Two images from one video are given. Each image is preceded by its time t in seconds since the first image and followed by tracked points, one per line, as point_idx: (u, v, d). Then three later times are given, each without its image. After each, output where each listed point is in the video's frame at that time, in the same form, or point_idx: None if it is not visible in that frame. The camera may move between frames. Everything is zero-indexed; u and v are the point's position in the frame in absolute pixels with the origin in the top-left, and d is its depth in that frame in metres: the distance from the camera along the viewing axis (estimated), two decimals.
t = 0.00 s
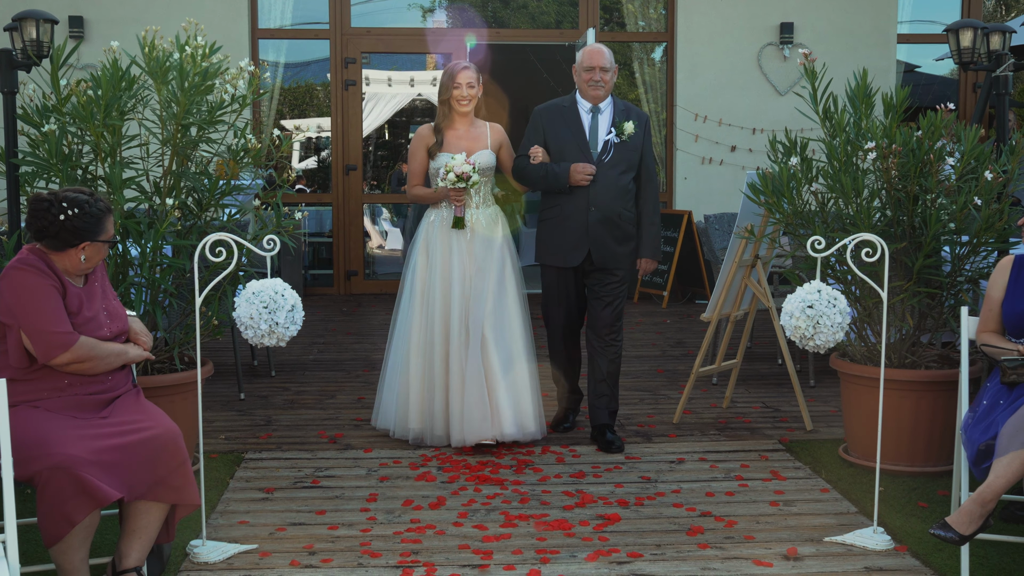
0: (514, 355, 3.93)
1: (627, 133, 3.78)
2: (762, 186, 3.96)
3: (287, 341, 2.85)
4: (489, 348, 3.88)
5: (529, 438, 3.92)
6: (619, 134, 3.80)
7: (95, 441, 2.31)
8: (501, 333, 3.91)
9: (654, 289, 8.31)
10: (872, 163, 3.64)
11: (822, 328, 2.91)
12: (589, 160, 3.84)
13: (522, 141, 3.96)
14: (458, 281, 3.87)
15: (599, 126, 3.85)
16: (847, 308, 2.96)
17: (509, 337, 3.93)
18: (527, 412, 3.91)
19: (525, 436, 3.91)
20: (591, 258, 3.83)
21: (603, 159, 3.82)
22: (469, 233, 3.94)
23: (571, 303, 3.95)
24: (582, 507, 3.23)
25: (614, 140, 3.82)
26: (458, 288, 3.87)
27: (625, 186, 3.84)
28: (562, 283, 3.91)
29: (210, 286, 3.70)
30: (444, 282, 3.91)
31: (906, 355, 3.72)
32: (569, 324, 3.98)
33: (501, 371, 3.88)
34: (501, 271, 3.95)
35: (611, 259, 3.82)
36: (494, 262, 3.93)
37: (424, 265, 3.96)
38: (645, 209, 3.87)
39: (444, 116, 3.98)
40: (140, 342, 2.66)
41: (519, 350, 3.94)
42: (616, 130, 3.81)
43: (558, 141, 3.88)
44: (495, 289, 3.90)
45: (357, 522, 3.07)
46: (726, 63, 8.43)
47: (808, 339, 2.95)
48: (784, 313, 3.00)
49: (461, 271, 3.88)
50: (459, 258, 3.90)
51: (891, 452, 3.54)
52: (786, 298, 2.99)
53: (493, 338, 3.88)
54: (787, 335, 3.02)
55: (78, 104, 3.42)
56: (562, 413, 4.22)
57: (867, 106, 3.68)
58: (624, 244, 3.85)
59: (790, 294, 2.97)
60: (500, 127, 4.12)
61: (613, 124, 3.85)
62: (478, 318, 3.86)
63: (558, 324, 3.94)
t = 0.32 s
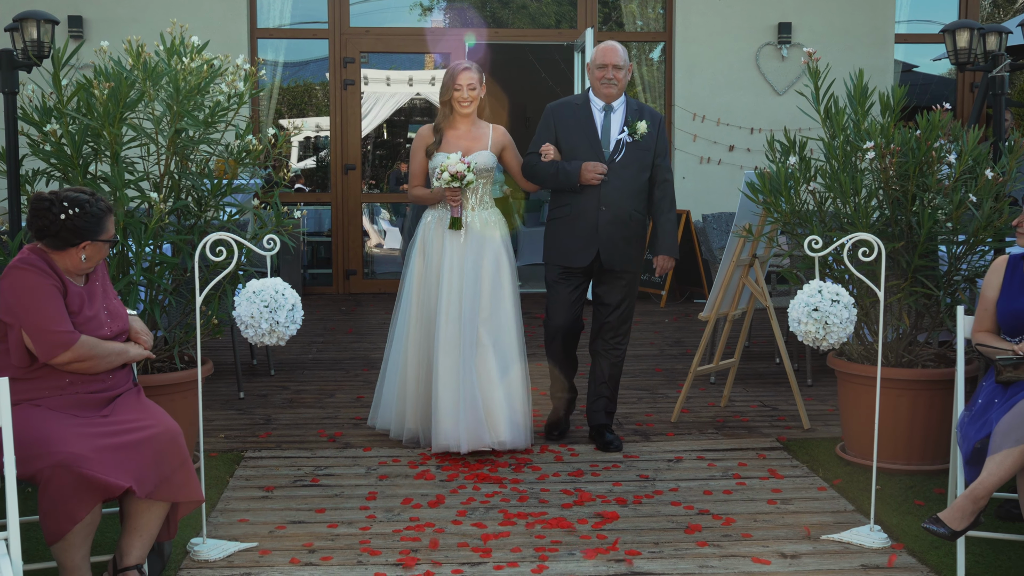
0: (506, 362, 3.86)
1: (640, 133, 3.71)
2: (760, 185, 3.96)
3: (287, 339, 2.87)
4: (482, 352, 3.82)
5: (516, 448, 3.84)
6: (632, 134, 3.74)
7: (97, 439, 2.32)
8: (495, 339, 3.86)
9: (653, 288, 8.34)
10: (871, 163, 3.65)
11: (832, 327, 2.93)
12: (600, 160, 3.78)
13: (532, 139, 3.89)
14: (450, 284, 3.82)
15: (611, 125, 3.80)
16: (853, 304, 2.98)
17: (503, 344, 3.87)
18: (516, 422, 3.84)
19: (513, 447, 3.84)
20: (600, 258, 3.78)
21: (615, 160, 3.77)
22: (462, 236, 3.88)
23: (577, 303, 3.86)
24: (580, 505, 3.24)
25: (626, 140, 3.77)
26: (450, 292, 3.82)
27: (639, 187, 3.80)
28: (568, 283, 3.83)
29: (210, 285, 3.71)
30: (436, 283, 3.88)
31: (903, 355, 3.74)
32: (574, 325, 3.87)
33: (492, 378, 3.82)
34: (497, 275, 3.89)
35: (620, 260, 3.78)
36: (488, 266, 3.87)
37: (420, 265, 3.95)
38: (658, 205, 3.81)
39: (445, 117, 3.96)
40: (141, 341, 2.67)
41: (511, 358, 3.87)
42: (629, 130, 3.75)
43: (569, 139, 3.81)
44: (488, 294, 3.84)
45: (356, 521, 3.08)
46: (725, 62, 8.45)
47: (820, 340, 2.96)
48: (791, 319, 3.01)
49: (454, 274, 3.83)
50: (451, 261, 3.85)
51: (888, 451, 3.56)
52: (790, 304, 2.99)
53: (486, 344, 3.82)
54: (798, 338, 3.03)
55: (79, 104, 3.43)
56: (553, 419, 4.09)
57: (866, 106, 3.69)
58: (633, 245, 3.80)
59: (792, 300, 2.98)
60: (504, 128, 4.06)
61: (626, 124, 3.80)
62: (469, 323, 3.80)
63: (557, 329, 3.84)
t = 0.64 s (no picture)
0: (507, 366, 3.85)
1: (645, 133, 3.67)
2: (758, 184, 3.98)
3: (289, 337, 2.87)
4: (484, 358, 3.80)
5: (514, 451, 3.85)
6: (637, 134, 3.69)
7: (97, 437, 2.33)
8: (497, 344, 3.83)
9: (650, 287, 8.43)
10: (869, 162, 3.66)
11: (821, 326, 2.94)
12: (605, 161, 3.72)
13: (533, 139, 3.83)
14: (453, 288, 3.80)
15: (615, 125, 3.73)
16: (845, 305, 2.99)
17: (504, 348, 3.84)
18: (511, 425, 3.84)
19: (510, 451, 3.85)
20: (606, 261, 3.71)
21: (620, 161, 3.72)
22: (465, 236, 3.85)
23: (583, 306, 3.77)
24: (578, 503, 3.26)
25: (631, 141, 3.71)
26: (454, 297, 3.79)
27: (642, 188, 3.75)
28: (572, 287, 3.75)
29: (208, 284, 3.72)
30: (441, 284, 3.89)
31: (899, 353, 3.75)
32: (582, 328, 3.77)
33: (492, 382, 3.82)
34: (499, 278, 3.86)
35: (626, 263, 3.72)
36: (492, 270, 3.83)
37: (424, 265, 3.93)
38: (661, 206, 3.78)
39: (450, 113, 3.92)
40: (141, 339, 2.69)
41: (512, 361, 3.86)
42: (633, 130, 3.71)
43: (572, 139, 3.74)
44: (490, 299, 3.81)
45: (356, 519, 3.10)
46: (723, 62, 8.46)
47: (808, 337, 2.97)
48: (781, 313, 3.03)
49: (456, 278, 3.80)
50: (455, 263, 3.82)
51: (884, 449, 3.57)
52: (782, 300, 3.02)
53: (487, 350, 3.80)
54: (787, 335, 3.05)
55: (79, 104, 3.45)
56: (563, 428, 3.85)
57: (865, 105, 3.71)
58: (638, 248, 3.74)
59: (786, 295, 3.00)
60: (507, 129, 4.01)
61: (630, 124, 3.75)
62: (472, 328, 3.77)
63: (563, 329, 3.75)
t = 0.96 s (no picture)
0: (515, 370, 3.78)
1: (641, 136, 3.68)
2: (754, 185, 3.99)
3: (290, 337, 2.89)
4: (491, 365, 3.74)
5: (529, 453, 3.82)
6: (633, 137, 3.69)
7: (97, 436, 2.35)
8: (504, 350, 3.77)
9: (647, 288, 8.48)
10: (866, 162, 3.69)
11: (820, 325, 2.96)
12: (602, 164, 3.70)
13: (525, 145, 3.80)
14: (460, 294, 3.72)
15: (609, 128, 3.74)
16: (842, 303, 3.01)
17: (514, 351, 3.78)
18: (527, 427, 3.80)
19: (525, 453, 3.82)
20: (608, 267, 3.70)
21: (617, 163, 3.71)
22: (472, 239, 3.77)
23: (585, 312, 3.74)
24: (576, 501, 3.28)
25: (628, 143, 3.71)
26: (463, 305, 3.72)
27: (640, 191, 3.73)
28: (574, 294, 3.73)
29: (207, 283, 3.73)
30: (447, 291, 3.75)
31: (895, 352, 3.78)
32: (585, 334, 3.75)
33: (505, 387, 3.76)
34: (506, 284, 3.79)
35: (627, 268, 3.71)
36: (499, 273, 3.77)
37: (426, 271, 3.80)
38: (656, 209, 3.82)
39: (453, 112, 3.81)
40: (141, 339, 2.70)
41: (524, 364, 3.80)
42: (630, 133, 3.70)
43: (568, 143, 3.72)
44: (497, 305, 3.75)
45: (354, 517, 3.12)
46: (721, 63, 8.48)
47: (808, 336, 2.99)
48: (780, 315, 3.06)
49: (464, 285, 3.73)
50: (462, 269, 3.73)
51: (880, 448, 3.60)
52: (781, 300, 3.04)
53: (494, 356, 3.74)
54: (788, 336, 3.07)
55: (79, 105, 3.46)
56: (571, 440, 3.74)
57: (865, 105, 3.75)
58: (638, 252, 3.74)
59: (785, 295, 3.02)
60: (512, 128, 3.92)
61: (625, 126, 3.76)
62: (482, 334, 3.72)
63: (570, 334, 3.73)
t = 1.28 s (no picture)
0: (521, 370, 3.71)
1: (630, 128, 3.68)
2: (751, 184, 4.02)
3: (291, 336, 2.92)
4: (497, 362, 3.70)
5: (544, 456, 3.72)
6: (622, 130, 3.69)
7: (100, 434, 2.37)
8: (510, 348, 3.71)
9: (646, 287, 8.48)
10: (862, 162, 3.72)
11: (824, 324, 2.98)
12: (593, 160, 3.71)
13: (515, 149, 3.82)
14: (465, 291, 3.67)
15: (597, 124, 3.75)
16: (842, 301, 3.03)
17: (521, 350, 3.72)
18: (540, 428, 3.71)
19: (539, 456, 3.72)
20: (606, 264, 3.68)
21: (609, 158, 3.71)
22: (474, 241, 3.74)
23: (581, 313, 3.79)
24: (575, 499, 3.30)
25: (618, 137, 3.72)
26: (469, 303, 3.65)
27: (634, 187, 3.73)
28: (571, 292, 3.75)
29: (208, 282, 3.74)
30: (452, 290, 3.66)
31: (891, 351, 3.79)
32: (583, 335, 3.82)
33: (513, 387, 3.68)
34: (510, 282, 3.75)
35: (626, 264, 3.68)
36: (502, 272, 3.75)
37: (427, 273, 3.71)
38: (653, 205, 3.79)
39: (449, 112, 3.79)
40: (143, 338, 2.72)
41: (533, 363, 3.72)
42: (619, 126, 3.70)
43: (557, 143, 3.74)
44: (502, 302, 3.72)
45: (353, 515, 3.14)
46: (718, 63, 8.50)
47: (811, 336, 3.01)
48: (782, 316, 3.07)
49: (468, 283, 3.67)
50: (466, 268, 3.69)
51: (876, 446, 3.62)
52: (781, 302, 3.06)
53: (500, 354, 3.70)
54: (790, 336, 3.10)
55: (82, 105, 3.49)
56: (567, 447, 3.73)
57: (865, 105, 3.75)
58: (637, 248, 3.72)
59: (784, 296, 3.05)
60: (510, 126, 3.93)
61: (614, 120, 3.76)
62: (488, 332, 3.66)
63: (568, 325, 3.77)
